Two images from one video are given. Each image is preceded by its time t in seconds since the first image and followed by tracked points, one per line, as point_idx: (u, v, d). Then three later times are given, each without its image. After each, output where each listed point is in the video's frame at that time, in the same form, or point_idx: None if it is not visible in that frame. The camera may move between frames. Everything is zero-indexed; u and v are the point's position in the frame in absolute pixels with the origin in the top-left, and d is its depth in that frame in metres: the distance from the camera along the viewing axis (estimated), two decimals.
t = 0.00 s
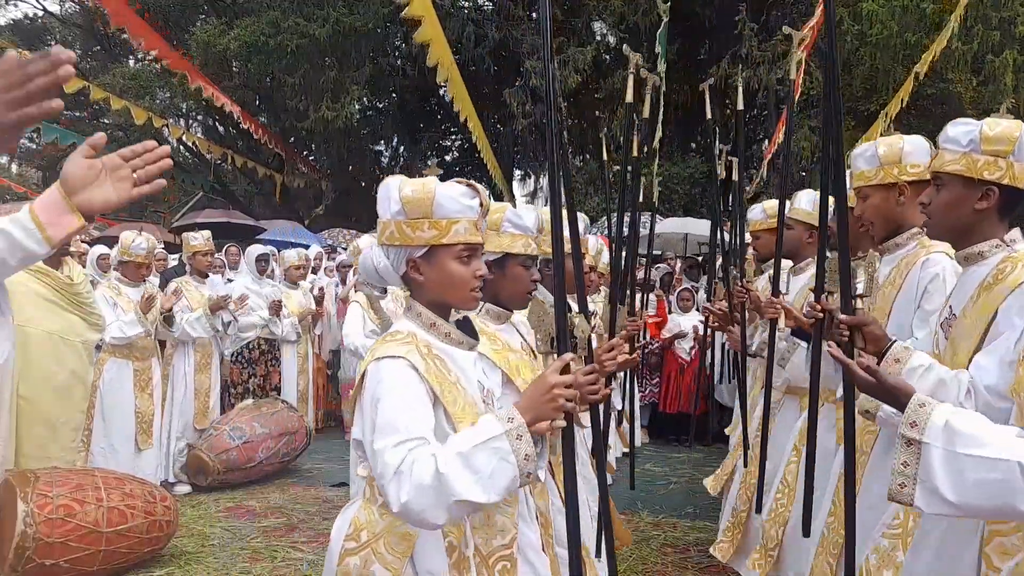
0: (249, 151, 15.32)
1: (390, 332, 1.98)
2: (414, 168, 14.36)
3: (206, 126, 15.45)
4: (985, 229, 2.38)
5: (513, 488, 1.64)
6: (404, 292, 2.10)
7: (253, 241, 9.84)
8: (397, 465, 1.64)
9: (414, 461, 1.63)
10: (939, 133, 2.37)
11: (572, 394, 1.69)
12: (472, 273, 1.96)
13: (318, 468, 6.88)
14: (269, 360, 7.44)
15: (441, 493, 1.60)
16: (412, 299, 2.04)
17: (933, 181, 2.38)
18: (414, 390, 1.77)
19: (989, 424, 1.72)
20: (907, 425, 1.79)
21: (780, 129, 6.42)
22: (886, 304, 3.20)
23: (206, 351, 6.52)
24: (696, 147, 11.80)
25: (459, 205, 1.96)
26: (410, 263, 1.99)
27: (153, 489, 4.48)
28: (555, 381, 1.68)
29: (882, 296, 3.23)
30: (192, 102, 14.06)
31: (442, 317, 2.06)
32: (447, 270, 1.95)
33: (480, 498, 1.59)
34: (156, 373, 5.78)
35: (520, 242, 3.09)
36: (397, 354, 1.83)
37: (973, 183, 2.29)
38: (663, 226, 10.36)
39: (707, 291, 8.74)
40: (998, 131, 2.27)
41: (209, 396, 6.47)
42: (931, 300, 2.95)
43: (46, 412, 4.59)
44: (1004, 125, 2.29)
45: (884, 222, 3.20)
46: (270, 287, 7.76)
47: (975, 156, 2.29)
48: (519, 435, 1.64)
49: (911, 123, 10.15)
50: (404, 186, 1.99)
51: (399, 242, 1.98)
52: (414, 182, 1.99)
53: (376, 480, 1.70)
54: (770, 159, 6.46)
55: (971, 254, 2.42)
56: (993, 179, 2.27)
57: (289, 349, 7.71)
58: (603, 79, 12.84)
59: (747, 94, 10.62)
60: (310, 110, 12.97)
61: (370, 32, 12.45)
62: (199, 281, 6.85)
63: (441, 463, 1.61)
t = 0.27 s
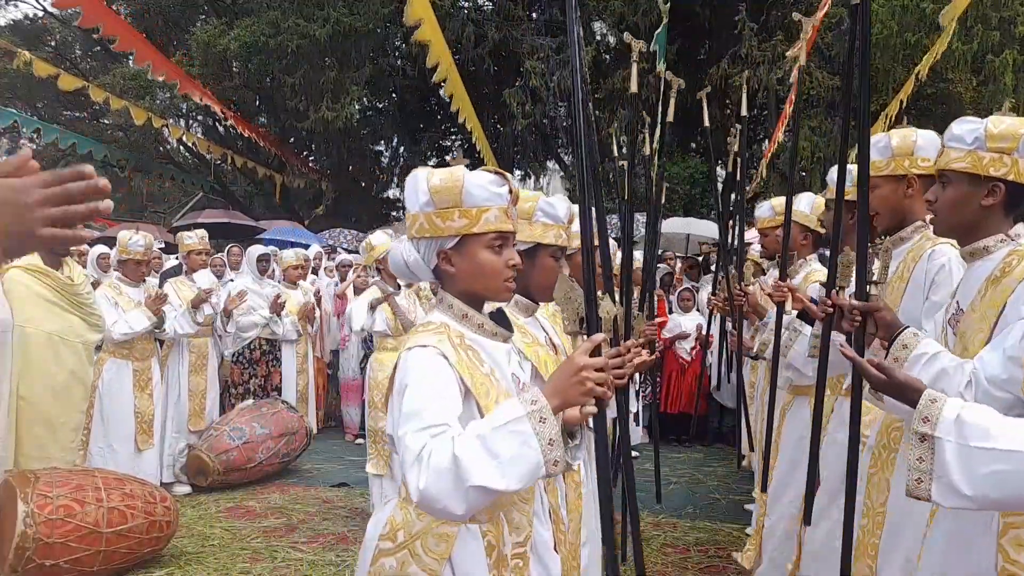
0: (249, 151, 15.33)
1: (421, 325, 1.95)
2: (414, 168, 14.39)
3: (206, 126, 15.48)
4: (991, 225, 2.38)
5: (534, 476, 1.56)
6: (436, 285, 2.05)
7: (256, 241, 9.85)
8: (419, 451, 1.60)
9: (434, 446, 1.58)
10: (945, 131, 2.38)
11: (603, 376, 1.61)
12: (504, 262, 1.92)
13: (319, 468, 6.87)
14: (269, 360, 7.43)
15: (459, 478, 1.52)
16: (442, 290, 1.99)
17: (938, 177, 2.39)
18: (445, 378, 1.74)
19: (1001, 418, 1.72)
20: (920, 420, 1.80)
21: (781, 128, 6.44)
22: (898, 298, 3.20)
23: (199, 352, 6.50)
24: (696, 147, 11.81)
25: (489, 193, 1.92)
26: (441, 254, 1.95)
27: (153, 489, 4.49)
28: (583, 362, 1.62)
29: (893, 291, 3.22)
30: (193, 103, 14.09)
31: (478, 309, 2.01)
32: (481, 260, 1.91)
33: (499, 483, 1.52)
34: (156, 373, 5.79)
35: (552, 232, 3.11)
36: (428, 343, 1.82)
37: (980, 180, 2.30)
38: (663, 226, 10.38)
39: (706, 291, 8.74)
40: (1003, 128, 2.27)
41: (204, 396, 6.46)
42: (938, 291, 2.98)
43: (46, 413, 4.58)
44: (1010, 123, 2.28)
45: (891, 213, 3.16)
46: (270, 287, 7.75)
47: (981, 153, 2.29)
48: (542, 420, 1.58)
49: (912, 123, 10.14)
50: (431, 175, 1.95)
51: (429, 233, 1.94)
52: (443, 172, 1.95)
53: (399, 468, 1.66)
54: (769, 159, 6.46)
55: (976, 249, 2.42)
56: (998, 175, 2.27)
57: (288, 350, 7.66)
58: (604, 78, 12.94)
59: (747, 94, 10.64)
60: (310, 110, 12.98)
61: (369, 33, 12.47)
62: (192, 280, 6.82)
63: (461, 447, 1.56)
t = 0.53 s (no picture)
0: (247, 151, 15.18)
1: (457, 348, 1.75)
2: (414, 168, 14.27)
3: (203, 126, 15.34)
4: (1002, 248, 2.39)
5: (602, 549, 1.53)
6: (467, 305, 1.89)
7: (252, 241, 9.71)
8: (484, 513, 1.47)
9: (504, 510, 1.47)
10: (944, 161, 2.41)
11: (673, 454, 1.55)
12: (544, 280, 1.79)
13: (317, 471, 6.73)
14: (269, 361, 7.28)
15: (535, 553, 1.46)
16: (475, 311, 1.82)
17: (944, 207, 2.40)
18: (498, 420, 1.56)
19: None
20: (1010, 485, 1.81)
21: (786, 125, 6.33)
22: (917, 315, 3.10)
23: (198, 354, 6.33)
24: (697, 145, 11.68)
25: (531, 208, 1.78)
26: (479, 273, 1.80)
27: (151, 490, 4.29)
28: (656, 441, 1.55)
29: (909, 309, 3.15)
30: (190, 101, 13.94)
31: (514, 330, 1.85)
32: (522, 278, 1.77)
33: (573, 563, 1.47)
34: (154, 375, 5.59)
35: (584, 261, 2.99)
36: (474, 374, 1.61)
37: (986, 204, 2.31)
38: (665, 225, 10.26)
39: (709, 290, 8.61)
40: (1002, 153, 2.32)
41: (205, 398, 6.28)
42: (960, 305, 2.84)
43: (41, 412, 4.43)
44: (1008, 148, 2.33)
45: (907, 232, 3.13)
46: (269, 287, 7.55)
47: (985, 179, 2.32)
48: (615, 499, 1.53)
49: (916, 122, 10.02)
50: (469, 188, 1.80)
51: (467, 250, 1.79)
52: (481, 185, 1.80)
53: (451, 518, 1.51)
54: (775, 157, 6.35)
55: (994, 273, 2.40)
56: (1004, 199, 2.31)
57: (288, 350, 7.43)
58: (603, 78, 12.79)
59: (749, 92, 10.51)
60: (309, 108, 12.85)
61: (369, 31, 12.33)
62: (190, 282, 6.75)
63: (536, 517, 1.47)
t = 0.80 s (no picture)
0: (247, 151, 15.31)
1: (503, 348, 1.74)
2: (413, 168, 14.39)
3: (205, 126, 15.46)
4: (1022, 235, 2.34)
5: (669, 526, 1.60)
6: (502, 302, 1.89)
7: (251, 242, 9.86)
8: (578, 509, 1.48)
9: (597, 504, 1.50)
10: (962, 146, 2.32)
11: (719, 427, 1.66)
12: (585, 280, 1.83)
13: (318, 469, 6.84)
14: (269, 361, 7.38)
15: (631, 539, 1.51)
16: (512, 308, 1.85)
17: (963, 195, 2.34)
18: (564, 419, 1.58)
19: None
20: None
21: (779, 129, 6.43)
22: (934, 307, 3.07)
23: (208, 351, 6.49)
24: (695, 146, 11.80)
25: (579, 209, 1.81)
26: (524, 271, 1.81)
27: (153, 489, 4.42)
28: (706, 421, 1.64)
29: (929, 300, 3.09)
30: (192, 102, 14.04)
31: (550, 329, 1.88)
32: (564, 279, 1.80)
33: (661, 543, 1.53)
34: (155, 374, 5.73)
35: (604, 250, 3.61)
36: (537, 374, 1.61)
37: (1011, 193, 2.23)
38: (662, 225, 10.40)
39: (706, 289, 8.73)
40: None
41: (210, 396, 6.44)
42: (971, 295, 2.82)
43: (44, 412, 4.53)
44: None
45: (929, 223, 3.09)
46: (270, 287, 7.69)
47: (1006, 165, 2.24)
48: (681, 478, 1.59)
49: (911, 123, 10.12)
50: (521, 184, 1.81)
51: (514, 248, 1.78)
52: (530, 183, 1.80)
53: (535, 520, 1.50)
54: (770, 157, 6.45)
55: (1013, 260, 2.37)
56: None
57: (289, 350, 7.55)
58: (603, 77, 12.96)
59: (746, 93, 10.63)
60: (310, 109, 12.95)
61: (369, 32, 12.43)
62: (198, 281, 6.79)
63: (629, 506, 1.51)
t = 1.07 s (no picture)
0: (248, 150, 15.34)
1: (545, 338, 1.75)
2: (413, 168, 14.41)
3: (205, 125, 15.49)
4: None
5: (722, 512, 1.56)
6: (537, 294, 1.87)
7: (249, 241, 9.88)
8: (630, 494, 1.45)
9: (648, 488, 1.47)
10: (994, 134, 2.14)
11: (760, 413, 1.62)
12: (622, 270, 1.81)
13: (317, 468, 6.84)
14: (269, 361, 7.39)
15: (683, 524, 1.47)
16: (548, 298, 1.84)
17: (992, 183, 2.11)
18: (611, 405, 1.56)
19: None
20: None
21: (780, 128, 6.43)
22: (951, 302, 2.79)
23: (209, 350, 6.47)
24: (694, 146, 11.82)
25: (616, 199, 1.78)
26: (562, 262, 1.79)
27: (152, 488, 4.43)
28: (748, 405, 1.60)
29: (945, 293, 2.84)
30: (192, 102, 14.07)
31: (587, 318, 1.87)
32: (602, 268, 1.79)
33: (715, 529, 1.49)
34: (156, 373, 5.73)
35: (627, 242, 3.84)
36: (584, 363, 1.60)
37: None
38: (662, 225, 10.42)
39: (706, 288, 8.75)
40: None
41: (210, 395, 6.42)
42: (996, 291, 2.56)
43: (44, 412, 4.53)
44: None
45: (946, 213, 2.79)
46: (270, 287, 7.67)
47: None
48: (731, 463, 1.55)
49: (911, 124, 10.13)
50: (558, 176, 1.77)
51: (552, 239, 1.76)
52: (567, 174, 1.77)
53: (588, 507, 1.48)
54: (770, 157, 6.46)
55: None
56: None
57: (289, 350, 7.61)
58: (603, 77, 13.00)
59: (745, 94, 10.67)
60: (310, 108, 12.97)
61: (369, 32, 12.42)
62: (202, 280, 6.75)
63: (679, 491, 1.48)
